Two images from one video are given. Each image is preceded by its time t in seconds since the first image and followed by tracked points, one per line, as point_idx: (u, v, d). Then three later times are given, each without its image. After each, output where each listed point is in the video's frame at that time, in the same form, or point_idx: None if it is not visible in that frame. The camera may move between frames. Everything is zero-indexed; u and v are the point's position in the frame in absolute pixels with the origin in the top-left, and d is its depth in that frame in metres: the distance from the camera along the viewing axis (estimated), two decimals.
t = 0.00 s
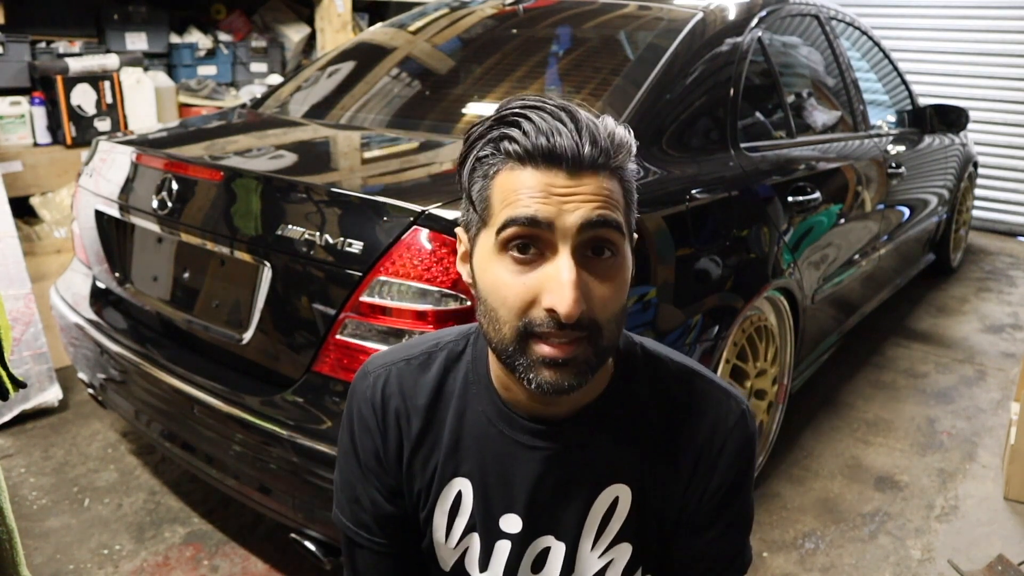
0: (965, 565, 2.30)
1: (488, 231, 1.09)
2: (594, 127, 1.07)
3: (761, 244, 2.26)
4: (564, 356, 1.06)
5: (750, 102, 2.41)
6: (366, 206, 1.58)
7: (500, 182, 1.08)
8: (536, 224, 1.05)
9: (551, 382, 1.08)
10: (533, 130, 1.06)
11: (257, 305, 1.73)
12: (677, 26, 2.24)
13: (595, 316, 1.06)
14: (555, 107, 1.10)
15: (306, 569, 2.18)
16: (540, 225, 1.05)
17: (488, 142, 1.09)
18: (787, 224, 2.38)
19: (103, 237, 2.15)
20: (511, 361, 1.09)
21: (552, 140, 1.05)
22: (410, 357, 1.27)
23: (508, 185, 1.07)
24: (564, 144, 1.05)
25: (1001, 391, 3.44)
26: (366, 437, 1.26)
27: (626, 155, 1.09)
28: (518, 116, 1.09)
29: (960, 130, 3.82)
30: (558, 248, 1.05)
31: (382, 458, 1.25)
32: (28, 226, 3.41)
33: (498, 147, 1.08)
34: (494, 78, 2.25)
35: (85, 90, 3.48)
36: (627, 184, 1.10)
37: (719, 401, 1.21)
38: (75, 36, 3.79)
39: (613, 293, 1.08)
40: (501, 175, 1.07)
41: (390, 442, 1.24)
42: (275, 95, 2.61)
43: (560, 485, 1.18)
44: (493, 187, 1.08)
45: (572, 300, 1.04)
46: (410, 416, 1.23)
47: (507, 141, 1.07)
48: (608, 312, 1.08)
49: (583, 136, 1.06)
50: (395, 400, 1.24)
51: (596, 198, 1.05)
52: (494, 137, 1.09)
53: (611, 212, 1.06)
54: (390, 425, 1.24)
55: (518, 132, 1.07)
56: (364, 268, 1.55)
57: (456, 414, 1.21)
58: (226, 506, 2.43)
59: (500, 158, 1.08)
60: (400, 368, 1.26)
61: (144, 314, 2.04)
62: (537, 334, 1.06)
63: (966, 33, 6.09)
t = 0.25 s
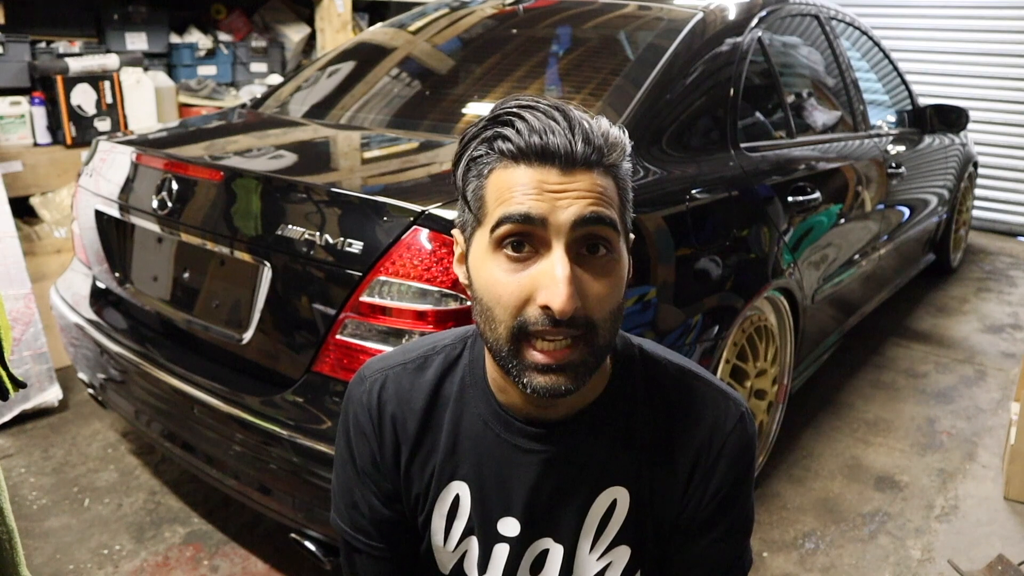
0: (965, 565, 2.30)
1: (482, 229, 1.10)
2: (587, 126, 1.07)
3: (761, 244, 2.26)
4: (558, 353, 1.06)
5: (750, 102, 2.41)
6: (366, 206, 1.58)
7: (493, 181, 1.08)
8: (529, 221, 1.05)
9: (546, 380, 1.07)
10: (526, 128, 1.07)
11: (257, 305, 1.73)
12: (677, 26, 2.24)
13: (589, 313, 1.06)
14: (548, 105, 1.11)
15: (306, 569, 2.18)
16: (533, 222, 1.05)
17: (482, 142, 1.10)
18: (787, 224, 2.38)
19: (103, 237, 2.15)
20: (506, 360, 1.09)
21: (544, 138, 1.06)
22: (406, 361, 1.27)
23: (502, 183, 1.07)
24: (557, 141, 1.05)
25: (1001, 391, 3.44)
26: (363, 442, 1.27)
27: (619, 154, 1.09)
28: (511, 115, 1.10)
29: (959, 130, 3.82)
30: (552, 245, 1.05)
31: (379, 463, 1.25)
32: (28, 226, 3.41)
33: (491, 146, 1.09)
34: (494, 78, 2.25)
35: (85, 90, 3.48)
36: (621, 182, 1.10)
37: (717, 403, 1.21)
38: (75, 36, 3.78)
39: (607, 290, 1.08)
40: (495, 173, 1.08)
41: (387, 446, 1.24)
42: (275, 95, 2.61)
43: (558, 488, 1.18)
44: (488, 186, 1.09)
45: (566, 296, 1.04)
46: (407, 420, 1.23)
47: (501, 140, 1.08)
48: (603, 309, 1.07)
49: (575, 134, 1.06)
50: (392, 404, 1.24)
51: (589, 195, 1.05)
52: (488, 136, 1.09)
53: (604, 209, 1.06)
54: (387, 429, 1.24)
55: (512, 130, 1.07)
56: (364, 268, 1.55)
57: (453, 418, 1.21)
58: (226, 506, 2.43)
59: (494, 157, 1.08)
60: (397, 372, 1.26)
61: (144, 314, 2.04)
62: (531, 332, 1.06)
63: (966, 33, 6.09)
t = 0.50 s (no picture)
0: (965, 565, 2.30)
1: (503, 221, 1.09)
2: (614, 130, 1.09)
3: (761, 244, 2.26)
4: (573, 351, 1.06)
5: (750, 102, 2.41)
6: (366, 206, 1.58)
7: (518, 174, 1.08)
8: (556, 216, 1.05)
9: (557, 377, 1.07)
10: (557, 125, 1.07)
11: (257, 305, 1.73)
12: (677, 26, 2.24)
13: (607, 312, 1.07)
14: (576, 106, 1.12)
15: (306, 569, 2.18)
16: (558, 216, 1.05)
17: (510, 133, 1.10)
18: (787, 224, 2.38)
19: (103, 237, 2.15)
20: (518, 355, 1.08)
21: (576, 135, 1.06)
22: (400, 367, 1.27)
23: (528, 176, 1.07)
24: (587, 140, 1.06)
25: (1001, 391, 3.43)
26: (358, 448, 1.26)
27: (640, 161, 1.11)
28: (539, 111, 1.10)
29: (960, 130, 3.82)
30: (575, 241, 1.05)
31: (374, 469, 1.25)
32: (28, 226, 3.41)
33: (518, 139, 1.08)
34: (494, 78, 2.25)
35: (85, 90, 3.48)
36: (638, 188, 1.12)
37: (715, 408, 1.21)
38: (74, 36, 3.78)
39: (621, 292, 1.08)
40: (520, 166, 1.08)
41: (382, 452, 1.24)
42: (275, 95, 2.61)
43: (555, 494, 1.18)
44: (511, 179, 1.08)
45: (589, 293, 1.04)
46: (402, 426, 1.23)
47: (529, 134, 1.08)
48: (618, 311, 1.08)
49: (605, 136, 1.07)
50: (387, 410, 1.24)
51: (615, 196, 1.06)
52: (516, 128, 1.09)
53: (627, 211, 1.07)
54: (382, 436, 1.24)
55: (542, 125, 1.08)
56: (364, 268, 1.55)
57: (448, 424, 1.21)
58: (226, 506, 2.43)
59: (519, 150, 1.08)
60: (392, 378, 1.26)
61: (144, 314, 2.04)
62: (548, 327, 1.06)
63: (966, 33, 6.09)
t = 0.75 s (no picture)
0: (965, 565, 2.30)
1: (499, 222, 1.09)
2: (608, 128, 1.09)
3: (761, 244, 2.26)
4: (572, 350, 1.05)
5: (750, 102, 2.41)
6: (366, 206, 1.58)
7: (513, 175, 1.08)
8: (551, 215, 1.05)
9: (557, 377, 1.07)
10: (550, 124, 1.07)
11: (257, 305, 1.73)
12: (677, 26, 2.24)
13: (605, 311, 1.06)
14: (570, 105, 1.12)
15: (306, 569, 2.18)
16: (554, 216, 1.05)
17: (503, 134, 1.10)
18: (787, 224, 2.38)
19: (103, 237, 2.15)
20: (517, 356, 1.08)
21: (569, 134, 1.06)
22: (399, 369, 1.27)
23: (522, 176, 1.07)
24: (581, 139, 1.06)
25: (1001, 391, 3.43)
26: (357, 450, 1.26)
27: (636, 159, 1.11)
28: (532, 111, 1.10)
29: (960, 130, 3.82)
30: (571, 241, 1.05)
31: (374, 471, 1.25)
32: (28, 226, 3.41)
33: (512, 139, 1.09)
34: (494, 78, 2.25)
35: (85, 90, 3.48)
36: (635, 186, 1.12)
37: (716, 408, 1.21)
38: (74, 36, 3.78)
39: (620, 291, 1.08)
40: (515, 167, 1.08)
41: (382, 454, 1.24)
42: (275, 95, 2.61)
43: (555, 495, 1.18)
44: (506, 180, 1.08)
45: (585, 292, 1.03)
46: (402, 427, 1.23)
47: (523, 134, 1.08)
48: (616, 310, 1.08)
49: (598, 134, 1.07)
50: (387, 412, 1.24)
51: (610, 194, 1.06)
52: (509, 129, 1.09)
53: (623, 209, 1.07)
54: (382, 437, 1.24)
55: (535, 126, 1.08)
56: (364, 268, 1.55)
57: (448, 425, 1.21)
58: (226, 506, 2.43)
59: (514, 151, 1.08)
60: (392, 379, 1.26)
61: (144, 314, 2.04)
62: (545, 327, 1.05)
63: (966, 33, 6.09)
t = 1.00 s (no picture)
0: (965, 565, 2.30)
1: (489, 225, 1.09)
2: (595, 127, 1.08)
3: (761, 244, 2.26)
4: (564, 351, 1.05)
5: (750, 102, 2.41)
6: (365, 206, 1.58)
7: (502, 178, 1.08)
8: (538, 217, 1.05)
9: (550, 377, 1.07)
10: (537, 126, 1.07)
11: (257, 305, 1.73)
12: (677, 26, 2.24)
13: (596, 311, 1.06)
14: (558, 106, 1.12)
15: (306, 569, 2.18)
16: (542, 217, 1.05)
17: (491, 137, 1.10)
18: (787, 224, 2.38)
19: (103, 237, 2.15)
20: (511, 357, 1.08)
21: (555, 136, 1.06)
22: (400, 369, 1.27)
23: (510, 178, 1.07)
24: (567, 139, 1.06)
25: (1001, 391, 3.43)
26: (358, 450, 1.26)
27: (626, 157, 1.10)
28: (520, 113, 1.10)
29: (960, 129, 3.82)
30: (560, 241, 1.05)
31: (374, 470, 1.25)
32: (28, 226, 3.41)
33: (500, 142, 1.09)
34: (494, 78, 2.25)
35: (85, 90, 3.47)
36: (625, 185, 1.11)
37: (715, 407, 1.21)
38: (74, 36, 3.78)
39: (612, 290, 1.08)
40: (503, 170, 1.08)
41: (382, 453, 1.24)
42: (275, 95, 2.61)
43: (555, 494, 1.18)
44: (495, 182, 1.09)
45: (574, 292, 1.03)
46: (403, 427, 1.23)
47: (510, 136, 1.08)
48: (608, 308, 1.07)
49: (585, 134, 1.07)
50: (387, 412, 1.24)
51: (598, 194, 1.06)
52: (496, 132, 1.09)
53: (612, 208, 1.07)
54: (382, 437, 1.24)
55: (522, 127, 1.08)
56: (364, 268, 1.55)
57: (448, 425, 1.21)
58: (226, 506, 2.43)
59: (502, 153, 1.08)
60: (392, 380, 1.26)
61: (144, 314, 2.04)
62: (537, 328, 1.05)
63: (966, 33, 6.09)
